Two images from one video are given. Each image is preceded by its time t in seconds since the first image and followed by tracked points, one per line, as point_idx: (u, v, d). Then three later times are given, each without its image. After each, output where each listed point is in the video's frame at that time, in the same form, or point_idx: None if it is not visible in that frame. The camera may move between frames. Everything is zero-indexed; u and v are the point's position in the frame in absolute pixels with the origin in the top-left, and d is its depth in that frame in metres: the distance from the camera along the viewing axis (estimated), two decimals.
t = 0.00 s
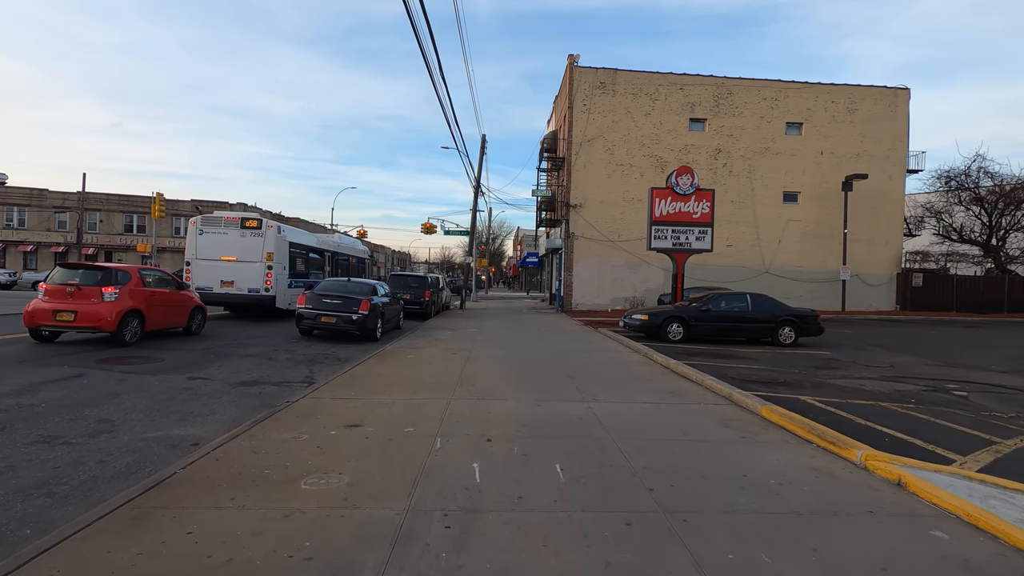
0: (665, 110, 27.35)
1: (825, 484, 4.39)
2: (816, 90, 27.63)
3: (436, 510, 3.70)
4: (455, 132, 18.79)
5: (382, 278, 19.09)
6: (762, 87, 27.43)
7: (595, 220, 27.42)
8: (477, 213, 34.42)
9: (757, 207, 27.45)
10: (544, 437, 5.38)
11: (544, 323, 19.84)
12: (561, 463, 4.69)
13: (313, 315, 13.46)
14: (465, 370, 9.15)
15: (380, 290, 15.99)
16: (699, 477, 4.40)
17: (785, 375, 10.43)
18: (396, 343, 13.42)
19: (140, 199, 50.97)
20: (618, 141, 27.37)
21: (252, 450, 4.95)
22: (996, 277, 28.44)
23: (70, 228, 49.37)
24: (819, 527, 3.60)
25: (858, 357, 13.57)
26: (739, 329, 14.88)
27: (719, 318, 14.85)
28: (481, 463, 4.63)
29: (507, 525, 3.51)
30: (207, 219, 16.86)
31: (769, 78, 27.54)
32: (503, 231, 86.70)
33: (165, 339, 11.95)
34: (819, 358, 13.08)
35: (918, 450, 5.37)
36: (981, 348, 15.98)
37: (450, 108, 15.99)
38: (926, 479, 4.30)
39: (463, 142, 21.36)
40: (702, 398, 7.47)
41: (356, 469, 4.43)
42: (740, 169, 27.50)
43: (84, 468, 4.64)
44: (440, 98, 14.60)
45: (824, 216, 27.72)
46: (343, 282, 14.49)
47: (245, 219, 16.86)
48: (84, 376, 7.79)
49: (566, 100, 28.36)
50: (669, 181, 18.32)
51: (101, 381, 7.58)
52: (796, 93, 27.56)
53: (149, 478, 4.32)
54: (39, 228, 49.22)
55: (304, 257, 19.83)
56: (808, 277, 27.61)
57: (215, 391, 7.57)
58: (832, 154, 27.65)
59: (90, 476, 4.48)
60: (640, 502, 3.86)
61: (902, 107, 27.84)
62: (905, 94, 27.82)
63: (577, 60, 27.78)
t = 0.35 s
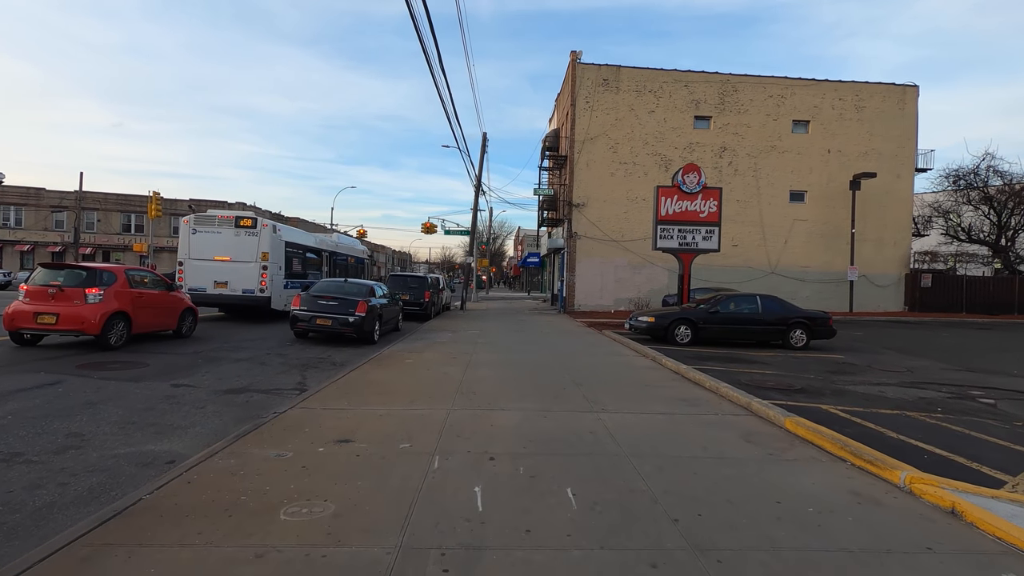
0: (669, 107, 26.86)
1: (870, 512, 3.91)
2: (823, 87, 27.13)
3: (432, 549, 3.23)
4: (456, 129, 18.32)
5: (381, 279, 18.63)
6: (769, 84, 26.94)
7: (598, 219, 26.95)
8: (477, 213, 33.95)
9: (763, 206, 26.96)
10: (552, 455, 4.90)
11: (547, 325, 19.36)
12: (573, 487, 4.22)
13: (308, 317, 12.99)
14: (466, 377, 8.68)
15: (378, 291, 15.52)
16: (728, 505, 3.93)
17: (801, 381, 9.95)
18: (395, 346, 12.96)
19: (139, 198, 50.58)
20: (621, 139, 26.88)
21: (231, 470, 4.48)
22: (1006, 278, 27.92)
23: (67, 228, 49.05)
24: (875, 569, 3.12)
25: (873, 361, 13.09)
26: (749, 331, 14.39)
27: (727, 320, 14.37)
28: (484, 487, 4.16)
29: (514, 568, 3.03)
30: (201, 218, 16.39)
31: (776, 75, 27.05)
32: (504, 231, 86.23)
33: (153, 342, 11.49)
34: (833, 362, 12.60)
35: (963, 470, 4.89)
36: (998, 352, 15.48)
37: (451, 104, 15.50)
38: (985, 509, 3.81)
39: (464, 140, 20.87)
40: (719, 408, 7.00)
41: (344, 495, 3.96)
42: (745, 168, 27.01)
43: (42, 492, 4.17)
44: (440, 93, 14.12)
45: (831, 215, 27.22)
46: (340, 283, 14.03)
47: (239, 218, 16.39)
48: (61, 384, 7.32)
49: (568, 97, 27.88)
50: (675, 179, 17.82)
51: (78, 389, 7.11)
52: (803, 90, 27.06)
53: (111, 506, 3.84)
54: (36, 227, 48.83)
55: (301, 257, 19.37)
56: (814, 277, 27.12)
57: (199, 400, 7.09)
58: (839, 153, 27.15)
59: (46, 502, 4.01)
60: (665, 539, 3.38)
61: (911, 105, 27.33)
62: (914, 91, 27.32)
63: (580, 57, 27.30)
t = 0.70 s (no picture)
0: (673, 104, 26.35)
1: (924, 546, 3.39)
2: (829, 83, 26.61)
3: None
4: (455, 125, 17.79)
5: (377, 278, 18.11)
6: (774, 80, 26.43)
7: (600, 218, 26.43)
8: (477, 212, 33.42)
9: (768, 205, 26.44)
10: (556, 475, 4.39)
11: (549, 326, 18.85)
12: (580, 514, 3.71)
13: (299, 318, 12.49)
14: (463, 382, 8.16)
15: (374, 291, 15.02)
16: (759, 536, 3.42)
17: (817, 386, 9.42)
18: (390, 348, 12.45)
19: (135, 197, 50.06)
20: (624, 136, 26.37)
21: (193, 493, 3.97)
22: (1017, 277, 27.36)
23: (63, 227, 48.55)
24: None
25: (888, 364, 12.56)
26: (758, 333, 13.87)
27: (736, 322, 13.85)
28: (478, 514, 3.65)
29: None
30: (191, 215, 15.89)
31: (782, 71, 26.53)
32: (505, 231, 85.69)
33: (136, 344, 11.00)
34: (847, 365, 12.07)
35: (1015, 491, 4.38)
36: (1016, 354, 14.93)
37: (450, 98, 15.02)
38: None
39: (464, 136, 20.38)
40: (735, 417, 6.49)
41: (318, 524, 3.46)
42: (750, 165, 26.48)
43: None
44: (439, 86, 13.64)
45: (838, 214, 26.69)
46: (334, 283, 13.54)
47: (231, 215, 15.89)
48: (26, 391, 6.81)
49: (570, 93, 27.38)
50: (680, 176, 17.30)
51: (44, 396, 6.60)
52: (809, 86, 26.54)
53: (46, 539, 3.33)
54: (32, 227, 48.35)
55: (296, 256, 18.86)
56: (821, 277, 26.59)
57: (174, 409, 6.58)
58: (846, 150, 26.62)
59: None
60: None
61: (919, 101, 26.81)
62: (922, 87, 26.79)
63: (582, 52, 26.80)
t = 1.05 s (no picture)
0: (678, 100, 25.84)
1: None
2: (838, 78, 26.06)
3: None
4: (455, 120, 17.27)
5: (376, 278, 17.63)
6: (782, 75, 25.90)
7: (604, 216, 25.91)
8: (479, 210, 32.91)
9: (775, 203, 25.91)
10: (567, 498, 3.89)
11: (552, 327, 18.34)
12: (597, 548, 3.22)
13: (294, 319, 12.00)
14: (463, 388, 7.66)
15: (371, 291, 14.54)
16: None
17: (838, 391, 8.92)
18: (388, 350, 11.96)
19: (134, 196, 49.66)
20: (628, 133, 25.87)
21: (155, 519, 3.48)
22: None
23: (62, 226, 48.30)
24: None
25: (907, 366, 12.04)
26: (770, 334, 13.35)
27: (747, 323, 13.33)
28: (480, 549, 3.16)
29: None
30: (184, 213, 15.43)
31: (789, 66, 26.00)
32: (507, 231, 85.13)
33: (123, 346, 10.53)
34: (865, 368, 11.55)
35: None
36: None
37: (450, 92, 14.52)
38: None
39: (464, 132, 19.88)
40: (758, 427, 5.99)
41: (295, 562, 2.98)
42: (757, 162, 25.94)
43: None
44: (438, 79, 13.15)
45: (847, 212, 26.14)
46: (329, 282, 13.05)
47: (224, 212, 15.42)
48: None
49: (573, 90, 26.89)
50: (687, 172, 16.78)
51: (11, 404, 6.14)
52: (817, 82, 26.00)
53: None
54: (30, 226, 47.99)
55: (293, 255, 18.38)
56: (829, 276, 26.05)
57: (151, 417, 6.10)
58: (855, 147, 26.07)
59: None
60: None
61: (930, 96, 26.24)
62: (933, 83, 26.22)
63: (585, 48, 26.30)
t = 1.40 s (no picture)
0: (683, 96, 25.31)
1: None
2: (847, 74, 25.50)
3: None
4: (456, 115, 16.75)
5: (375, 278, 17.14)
6: (789, 71, 25.37)
7: (608, 215, 25.41)
8: (481, 209, 32.41)
9: (783, 201, 25.39)
10: (579, 531, 3.39)
11: (556, 328, 17.84)
12: None
13: (287, 321, 11.51)
14: (463, 396, 7.16)
15: (368, 291, 14.05)
16: None
17: (861, 397, 8.40)
18: (385, 353, 11.48)
19: (133, 196, 49.27)
20: (632, 130, 25.35)
21: (99, 559, 2.99)
22: None
23: (60, 226, 47.96)
24: None
25: (928, 370, 11.51)
26: (783, 336, 12.83)
27: (759, 324, 12.81)
28: None
29: None
30: (175, 211, 14.95)
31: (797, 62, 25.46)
32: (509, 230, 84.62)
33: (107, 350, 10.07)
34: (884, 372, 11.04)
35: None
36: None
37: (450, 86, 14.04)
38: None
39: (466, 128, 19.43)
40: (784, 441, 5.48)
41: None
42: (764, 160, 25.41)
43: None
44: (437, 72, 12.69)
45: (856, 211, 25.59)
46: (325, 282, 12.56)
47: (217, 210, 14.95)
48: None
49: (576, 86, 26.39)
50: (695, 168, 16.26)
51: None
52: (825, 77, 25.46)
53: None
54: (28, 226, 47.63)
55: (290, 254, 17.92)
56: (838, 276, 25.51)
57: (123, 429, 5.61)
58: (864, 144, 25.52)
59: None
60: None
61: (941, 92, 25.66)
62: (944, 78, 25.64)
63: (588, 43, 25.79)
